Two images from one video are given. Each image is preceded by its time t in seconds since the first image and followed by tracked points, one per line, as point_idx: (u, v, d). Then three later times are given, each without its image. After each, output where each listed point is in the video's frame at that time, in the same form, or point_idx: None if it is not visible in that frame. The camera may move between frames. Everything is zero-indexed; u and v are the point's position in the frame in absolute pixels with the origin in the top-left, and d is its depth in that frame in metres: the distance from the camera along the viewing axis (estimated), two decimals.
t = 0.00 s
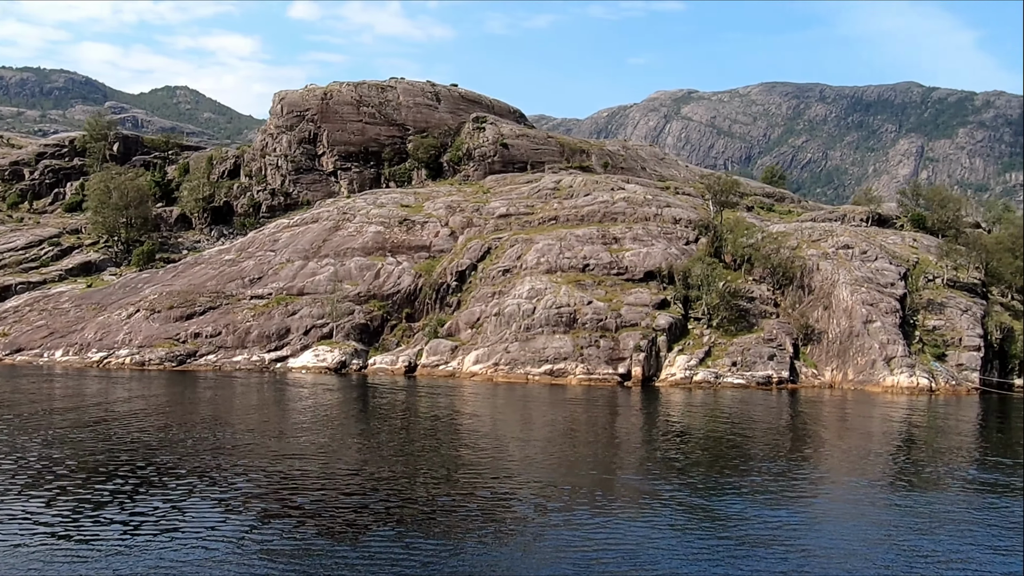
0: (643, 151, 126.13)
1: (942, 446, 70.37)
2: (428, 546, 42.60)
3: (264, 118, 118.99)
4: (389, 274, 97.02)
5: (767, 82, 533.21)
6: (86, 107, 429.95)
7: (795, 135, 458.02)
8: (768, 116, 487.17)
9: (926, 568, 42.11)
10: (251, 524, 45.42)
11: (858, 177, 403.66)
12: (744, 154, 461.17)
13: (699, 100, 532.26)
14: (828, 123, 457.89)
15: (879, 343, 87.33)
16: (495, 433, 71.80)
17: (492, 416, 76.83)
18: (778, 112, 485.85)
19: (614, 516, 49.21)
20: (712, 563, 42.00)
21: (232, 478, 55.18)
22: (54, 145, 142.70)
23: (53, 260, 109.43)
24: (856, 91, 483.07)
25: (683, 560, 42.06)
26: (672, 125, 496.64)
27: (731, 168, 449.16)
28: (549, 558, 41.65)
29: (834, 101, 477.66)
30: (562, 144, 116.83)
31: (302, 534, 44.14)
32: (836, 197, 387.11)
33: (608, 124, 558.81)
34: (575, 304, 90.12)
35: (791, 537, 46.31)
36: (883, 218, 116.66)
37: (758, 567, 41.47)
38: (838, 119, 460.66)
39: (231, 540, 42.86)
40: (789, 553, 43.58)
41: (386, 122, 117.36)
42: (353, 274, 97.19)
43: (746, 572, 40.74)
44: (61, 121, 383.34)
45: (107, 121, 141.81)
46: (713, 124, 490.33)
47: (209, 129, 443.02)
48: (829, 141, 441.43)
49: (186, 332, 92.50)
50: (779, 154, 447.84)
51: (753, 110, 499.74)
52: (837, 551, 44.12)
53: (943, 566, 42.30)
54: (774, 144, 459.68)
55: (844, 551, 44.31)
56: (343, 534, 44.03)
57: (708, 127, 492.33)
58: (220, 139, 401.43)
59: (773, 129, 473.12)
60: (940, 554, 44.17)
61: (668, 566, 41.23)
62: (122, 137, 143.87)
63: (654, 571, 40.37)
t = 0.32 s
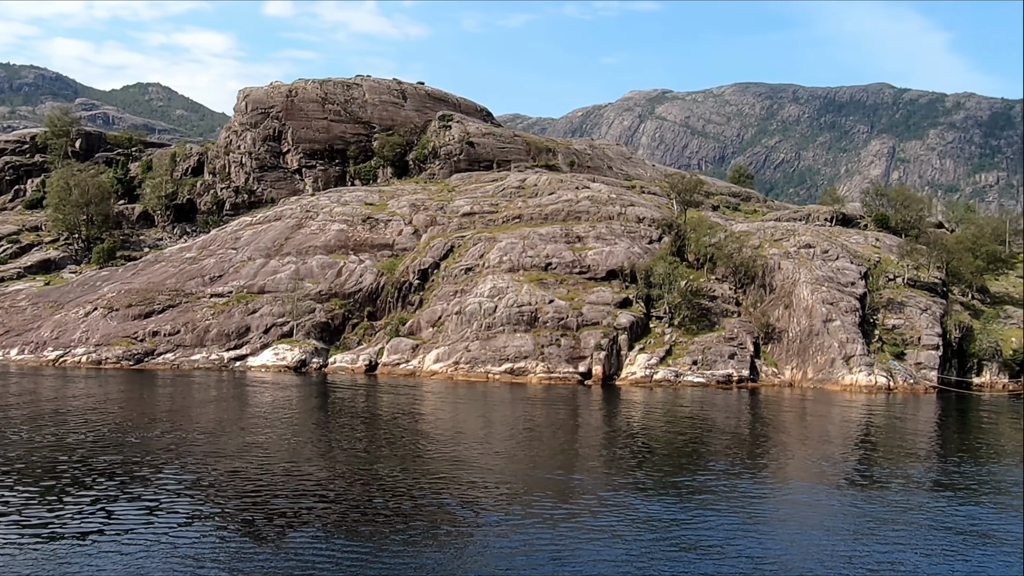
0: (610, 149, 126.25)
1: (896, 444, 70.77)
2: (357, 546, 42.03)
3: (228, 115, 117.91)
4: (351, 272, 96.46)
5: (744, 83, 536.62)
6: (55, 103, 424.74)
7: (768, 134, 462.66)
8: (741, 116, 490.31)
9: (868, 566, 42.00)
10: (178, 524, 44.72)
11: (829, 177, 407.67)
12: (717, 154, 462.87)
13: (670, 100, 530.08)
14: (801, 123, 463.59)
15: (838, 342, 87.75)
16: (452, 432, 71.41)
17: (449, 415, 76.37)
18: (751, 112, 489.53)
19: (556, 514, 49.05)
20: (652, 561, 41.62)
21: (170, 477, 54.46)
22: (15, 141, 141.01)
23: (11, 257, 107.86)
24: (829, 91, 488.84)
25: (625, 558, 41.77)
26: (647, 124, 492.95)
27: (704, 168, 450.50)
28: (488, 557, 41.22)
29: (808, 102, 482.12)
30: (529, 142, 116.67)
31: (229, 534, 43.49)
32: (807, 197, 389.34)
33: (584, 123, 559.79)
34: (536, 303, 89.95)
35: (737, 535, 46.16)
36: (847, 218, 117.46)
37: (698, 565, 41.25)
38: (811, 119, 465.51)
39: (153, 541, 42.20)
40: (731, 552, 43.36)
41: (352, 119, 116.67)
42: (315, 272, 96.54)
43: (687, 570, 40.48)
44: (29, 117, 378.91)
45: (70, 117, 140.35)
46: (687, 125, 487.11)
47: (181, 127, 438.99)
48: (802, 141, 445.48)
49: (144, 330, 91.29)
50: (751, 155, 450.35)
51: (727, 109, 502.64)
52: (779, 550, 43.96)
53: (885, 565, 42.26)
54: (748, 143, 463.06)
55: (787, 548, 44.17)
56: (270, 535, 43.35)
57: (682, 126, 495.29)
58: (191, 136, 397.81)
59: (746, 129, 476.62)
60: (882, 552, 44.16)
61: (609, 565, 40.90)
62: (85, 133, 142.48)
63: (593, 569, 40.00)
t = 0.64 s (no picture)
0: (578, 148, 126.35)
1: (852, 442, 71.02)
2: (285, 545, 41.42)
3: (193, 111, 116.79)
4: (313, 271, 95.82)
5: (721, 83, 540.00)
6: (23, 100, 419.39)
7: (741, 134, 464.11)
8: (717, 116, 493.22)
9: (811, 563, 41.86)
10: (106, 524, 43.86)
11: (803, 177, 410.96)
12: (692, 154, 460.37)
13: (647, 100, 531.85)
14: (774, 124, 467.29)
15: (800, 340, 87.92)
16: (407, 431, 70.89)
17: (406, 414, 75.85)
18: (725, 112, 492.52)
19: (500, 512, 48.79)
20: (594, 559, 41.21)
21: (109, 476, 53.54)
22: None
23: None
24: (802, 91, 492.48)
25: (566, 556, 41.34)
26: (623, 124, 485.20)
27: (681, 167, 451.45)
28: (424, 555, 40.75)
29: (781, 101, 486.31)
30: (496, 140, 116.47)
31: (158, 535, 42.71)
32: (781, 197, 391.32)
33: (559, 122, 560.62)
34: (498, 302, 89.66)
35: (683, 534, 45.84)
36: (812, 217, 118.07)
37: (640, 563, 40.90)
38: (785, 119, 469.65)
39: (76, 541, 41.35)
40: (676, 550, 43.05)
41: (318, 117, 115.93)
42: (277, 271, 95.77)
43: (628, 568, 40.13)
44: None
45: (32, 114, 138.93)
46: (661, 125, 486.80)
47: (154, 125, 434.68)
48: (776, 141, 449.01)
49: (103, 329, 90.04)
50: (725, 154, 452.21)
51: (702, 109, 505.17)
52: (725, 547, 43.71)
53: (829, 561, 42.12)
54: (721, 143, 463.88)
55: (731, 545, 43.94)
56: (199, 535, 42.61)
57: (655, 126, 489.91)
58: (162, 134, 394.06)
59: (718, 129, 477.03)
60: (826, 549, 44.04)
61: (549, 562, 40.44)
62: (48, 130, 141.12)
63: (533, 568, 39.51)
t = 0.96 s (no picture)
0: (547, 146, 126.34)
1: (807, 439, 71.31)
2: (208, 546, 40.85)
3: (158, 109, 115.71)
4: (277, 269, 95.11)
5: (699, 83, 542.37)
6: None
7: (717, 134, 466.34)
8: (693, 116, 493.07)
9: (752, 561, 41.60)
10: (40, 524, 43.32)
11: (778, 177, 414.77)
12: (666, 153, 459.47)
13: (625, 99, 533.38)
14: (750, 124, 470.37)
15: (763, 339, 88.11)
16: (362, 430, 70.42)
17: (364, 412, 75.38)
18: (701, 112, 494.24)
19: (441, 511, 48.35)
20: (534, 558, 40.91)
21: (45, 477, 52.68)
22: None
23: None
24: (779, 91, 495.77)
25: (503, 556, 40.92)
26: (599, 123, 486.67)
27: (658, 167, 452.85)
28: (355, 555, 40.16)
29: (757, 101, 489.60)
30: (464, 139, 116.26)
31: (82, 535, 42.00)
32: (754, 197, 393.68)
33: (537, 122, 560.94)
34: (462, 300, 89.33)
35: (627, 531, 45.58)
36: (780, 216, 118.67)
37: (578, 562, 40.54)
38: (760, 119, 473.27)
39: None
40: (618, 548, 42.72)
41: (284, 115, 115.20)
42: (240, 269, 94.97)
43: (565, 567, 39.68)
44: None
45: None
46: (637, 123, 487.65)
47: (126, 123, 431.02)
48: (751, 141, 453.05)
49: (62, 328, 88.80)
50: (699, 154, 452.91)
51: (677, 109, 503.04)
52: (668, 544, 43.53)
53: (771, 560, 41.88)
54: (698, 143, 466.26)
55: (674, 543, 43.69)
56: (125, 536, 41.95)
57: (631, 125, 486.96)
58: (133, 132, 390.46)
59: (694, 129, 477.92)
60: (770, 546, 44.01)
61: (485, 563, 40.00)
62: (11, 128, 139.51)
63: (466, 568, 39.05)
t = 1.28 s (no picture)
0: (516, 146, 126.12)
1: (765, 437, 71.37)
2: (129, 550, 40.07)
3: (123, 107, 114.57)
4: (240, 269, 94.32)
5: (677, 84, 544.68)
6: None
7: (693, 135, 467.80)
8: (669, 116, 493.37)
9: (695, 560, 41.18)
10: None
11: (754, 177, 418.30)
12: (643, 153, 457.58)
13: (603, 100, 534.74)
14: (726, 123, 475.58)
15: (726, 338, 88.18)
16: (316, 430, 69.67)
17: (322, 412, 74.77)
18: (677, 112, 494.93)
19: (380, 512, 47.68)
20: (476, 557, 40.58)
21: None
22: None
23: None
24: (755, 91, 499.08)
25: (439, 557, 40.34)
26: (576, 122, 480.68)
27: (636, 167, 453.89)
28: (280, 557, 39.46)
29: (734, 101, 492.10)
30: (432, 138, 115.84)
31: (16, 537, 41.38)
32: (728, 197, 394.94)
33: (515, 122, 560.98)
34: (426, 300, 88.89)
35: (570, 530, 45.19)
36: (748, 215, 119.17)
37: (516, 562, 40.00)
38: (736, 119, 476.73)
39: None
40: (560, 548, 42.22)
41: (251, 113, 114.39)
42: (202, 269, 94.11)
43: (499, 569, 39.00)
44: None
45: None
46: (614, 121, 485.57)
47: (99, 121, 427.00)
48: (728, 141, 456.44)
49: (20, 328, 87.58)
50: (677, 152, 456.38)
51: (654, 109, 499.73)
52: (612, 542, 43.36)
53: (715, 558, 41.53)
54: (675, 143, 467.61)
55: (617, 542, 43.31)
56: (45, 539, 41.14)
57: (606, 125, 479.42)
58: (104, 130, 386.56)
59: (672, 129, 480.65)
60: (715, 543, 43.96)
61: (420, 564, 39.44)
62: None
63: (398, 570, 38.48)
